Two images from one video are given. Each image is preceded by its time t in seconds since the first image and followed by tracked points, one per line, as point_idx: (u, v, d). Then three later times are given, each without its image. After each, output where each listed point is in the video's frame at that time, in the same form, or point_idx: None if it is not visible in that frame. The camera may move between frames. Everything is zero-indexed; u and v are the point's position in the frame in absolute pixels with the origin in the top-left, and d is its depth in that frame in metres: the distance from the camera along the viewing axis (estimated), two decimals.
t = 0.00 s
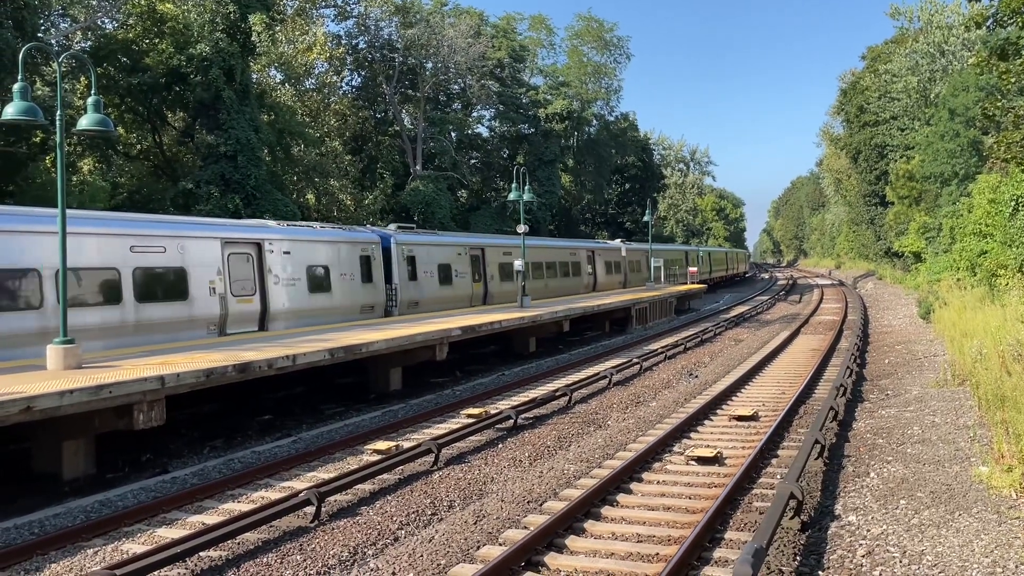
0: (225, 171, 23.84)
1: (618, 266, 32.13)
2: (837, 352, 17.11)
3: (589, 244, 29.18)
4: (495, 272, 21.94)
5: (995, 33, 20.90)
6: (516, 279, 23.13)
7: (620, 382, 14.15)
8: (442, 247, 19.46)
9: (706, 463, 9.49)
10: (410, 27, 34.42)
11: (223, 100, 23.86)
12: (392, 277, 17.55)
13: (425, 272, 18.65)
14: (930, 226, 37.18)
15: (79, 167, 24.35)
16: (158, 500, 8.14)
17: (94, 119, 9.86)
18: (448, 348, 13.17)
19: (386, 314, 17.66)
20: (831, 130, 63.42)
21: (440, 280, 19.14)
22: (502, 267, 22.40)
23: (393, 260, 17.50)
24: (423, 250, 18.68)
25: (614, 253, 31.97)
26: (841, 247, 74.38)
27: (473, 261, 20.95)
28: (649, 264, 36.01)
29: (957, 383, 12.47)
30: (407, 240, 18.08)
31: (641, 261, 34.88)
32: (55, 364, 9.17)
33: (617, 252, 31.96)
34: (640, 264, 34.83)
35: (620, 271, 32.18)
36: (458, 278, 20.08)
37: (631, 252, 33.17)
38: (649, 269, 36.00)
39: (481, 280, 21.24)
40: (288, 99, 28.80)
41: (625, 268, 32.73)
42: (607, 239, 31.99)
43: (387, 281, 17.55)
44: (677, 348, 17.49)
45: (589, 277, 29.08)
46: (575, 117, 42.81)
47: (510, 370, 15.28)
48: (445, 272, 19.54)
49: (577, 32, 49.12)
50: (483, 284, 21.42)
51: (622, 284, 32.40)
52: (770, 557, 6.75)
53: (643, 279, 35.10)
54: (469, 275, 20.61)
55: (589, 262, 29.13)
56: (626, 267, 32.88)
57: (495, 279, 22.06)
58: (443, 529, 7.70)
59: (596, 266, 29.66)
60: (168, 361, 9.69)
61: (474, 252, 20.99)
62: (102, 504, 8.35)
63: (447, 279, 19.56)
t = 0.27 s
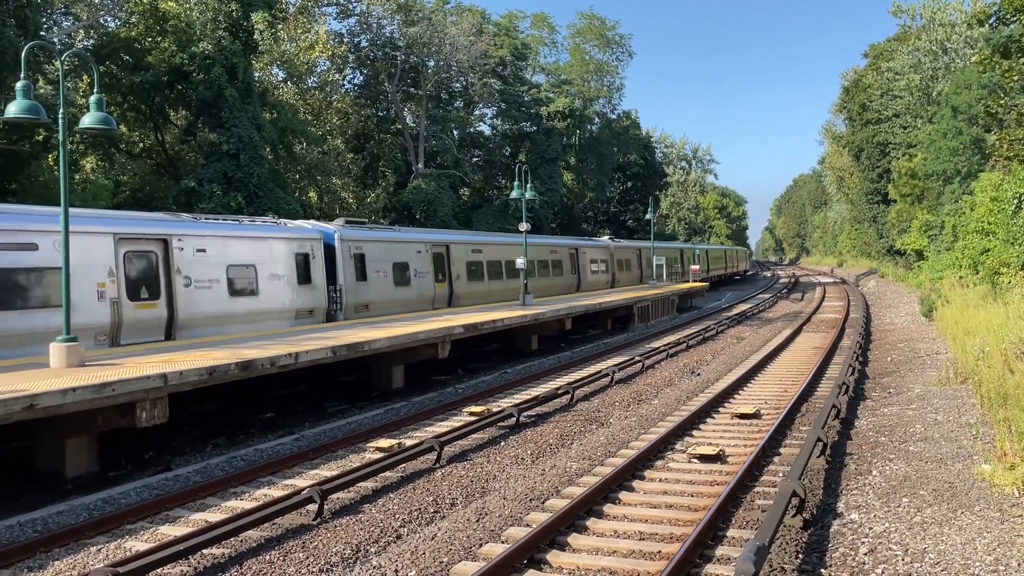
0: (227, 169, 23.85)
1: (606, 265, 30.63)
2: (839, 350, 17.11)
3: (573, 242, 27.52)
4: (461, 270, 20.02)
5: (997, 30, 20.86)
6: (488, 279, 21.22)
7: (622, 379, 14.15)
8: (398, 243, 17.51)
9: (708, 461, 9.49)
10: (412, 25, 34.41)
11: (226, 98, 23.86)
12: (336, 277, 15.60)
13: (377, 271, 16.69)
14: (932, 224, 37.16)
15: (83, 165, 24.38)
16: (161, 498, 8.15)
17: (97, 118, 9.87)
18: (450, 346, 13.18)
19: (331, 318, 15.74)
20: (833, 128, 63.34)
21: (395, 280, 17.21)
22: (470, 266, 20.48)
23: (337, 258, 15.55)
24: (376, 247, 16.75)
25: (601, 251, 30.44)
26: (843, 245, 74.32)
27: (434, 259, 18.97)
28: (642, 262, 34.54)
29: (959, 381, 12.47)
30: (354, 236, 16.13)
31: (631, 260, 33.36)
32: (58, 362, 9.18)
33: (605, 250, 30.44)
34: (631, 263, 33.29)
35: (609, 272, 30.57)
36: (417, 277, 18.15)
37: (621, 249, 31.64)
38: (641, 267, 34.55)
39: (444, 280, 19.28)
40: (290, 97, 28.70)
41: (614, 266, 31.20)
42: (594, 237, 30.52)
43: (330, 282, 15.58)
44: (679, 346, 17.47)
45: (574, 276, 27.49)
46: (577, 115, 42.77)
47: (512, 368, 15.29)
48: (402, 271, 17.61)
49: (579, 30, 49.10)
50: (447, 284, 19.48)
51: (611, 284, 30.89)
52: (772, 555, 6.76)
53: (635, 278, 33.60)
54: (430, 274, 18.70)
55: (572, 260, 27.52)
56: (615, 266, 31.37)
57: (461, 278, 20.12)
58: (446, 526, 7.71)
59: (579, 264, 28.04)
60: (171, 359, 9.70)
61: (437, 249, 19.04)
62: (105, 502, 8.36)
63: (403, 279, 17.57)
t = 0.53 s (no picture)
0: (229, 168, 23.84)
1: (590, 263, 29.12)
2: (840, 348, 17.11)
3: (552, 238, 25.81)
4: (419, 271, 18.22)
5: (999, 28, 20.84)
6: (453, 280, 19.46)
7: (624, 378, 14.15)
8: (343, 241, 15.74)
9: (710, 459, 9.49)
10: (413, 23, 34.40)
11: (227, 96, 23.85)
12: (265, 279, 13.83)
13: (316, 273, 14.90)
14: (934, 221, 37.16)
15: (84, 163, 24.39)
16: (163, 496, 8.16)
17: (98, 116, 9.87)
18: (451, 344, 13.18)
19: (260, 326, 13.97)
20: (834, 126, 63.27)
21: (339, 282, 15.39)
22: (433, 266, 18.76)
23: (265, 258, 13.81)
24: (316, 244, 15.00)
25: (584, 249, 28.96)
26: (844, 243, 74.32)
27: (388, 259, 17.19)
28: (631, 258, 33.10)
29: (961, 379, 12.47)
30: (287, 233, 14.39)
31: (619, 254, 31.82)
32: (60, 361, 9.19)
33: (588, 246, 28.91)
34: (620, 259, 31.79)
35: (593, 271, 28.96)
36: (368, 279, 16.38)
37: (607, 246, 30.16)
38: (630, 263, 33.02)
39: (397, 282, 17.41)
40: (291, 96, 28.54)
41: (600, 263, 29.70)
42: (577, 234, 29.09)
43: (260, 285, 13.81)
44: (681, 344, 17.46)
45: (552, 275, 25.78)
46: (578, 114, 42.71)
47: (513, 366, 15.29)
48: (349, 272, 15.85)
49: (579, 28, 49.07)
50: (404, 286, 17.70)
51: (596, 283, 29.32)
52: (774, 553, 6.77)
53: (624, 275, 32.10)
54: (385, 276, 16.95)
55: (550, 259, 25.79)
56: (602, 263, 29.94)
57: (422, 280, 18.33)
58: (448, 524, 7.72)
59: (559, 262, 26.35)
60: (172, 357, 9.70)
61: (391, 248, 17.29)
62: (107, 500, 8.37)
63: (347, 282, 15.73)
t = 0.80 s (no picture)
0: (229, 167, 23.84)
1: (572, 263, 27.53)
2: (841, 347, 17.10)
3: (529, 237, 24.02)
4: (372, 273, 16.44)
5: (999, 26, 20.85)
6: (411, 283, 17.68)
7: (624, 376, 14.14)
8: (275, 239, 14.04)
9: (711, 458, 9.49)
10: (413, 22, 34.40)
11: (227, 95, 23.86)
12: (173, 282, 12.18)
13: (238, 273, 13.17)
14: (935, 220, 37.15)
15: (84, 162, 24.43)
16: (163, 495, 8.15)
17: (98, 115, 9.87)
18: (452, 343, 13.18)
19: (169, 335, 12.34)
20: (835, 124, 63.23)
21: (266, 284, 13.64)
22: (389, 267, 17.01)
23: (174, 258, 12.14)
24: (239, 242, 13.31)
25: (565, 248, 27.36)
26: (844, 242, 74.36)
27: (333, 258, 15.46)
28: (621, 256, 31.84)
29: (962, 377, 12.47)
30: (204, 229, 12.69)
31: (607, 252, 30.46)
32: (60, 360, 9.19)
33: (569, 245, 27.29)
34: (607, 258, 30.43)
35: (575, 271, 27.34)
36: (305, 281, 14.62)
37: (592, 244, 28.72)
38: (619, 261, 31.67)
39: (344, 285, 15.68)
40: (291, 94, 28.67)
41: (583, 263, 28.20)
42: (560, 231, 27.62)
43: (166, 290, 12.24)
44: (681, 343, 17.45)
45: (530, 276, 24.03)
46: (580, 113, 42.62)
47: (514, 365, 15.28)
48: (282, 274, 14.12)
49: (580, 26, 49.07)
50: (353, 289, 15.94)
51: (579, 283, 27.75)
52: (775, 552, 6.76)
53: (612, 274, 30.68)
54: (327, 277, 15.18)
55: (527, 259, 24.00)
56: (587, 262, 28.52)
57: (374, 283, 16.56)
58: (448, 523, 7.71)
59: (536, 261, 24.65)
60: (173, 356, 9.70)
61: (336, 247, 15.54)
62: (107, 499, 8.37)
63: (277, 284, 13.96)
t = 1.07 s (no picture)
0: (229, 167, 23.85)
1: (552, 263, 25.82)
2: (841, 346, 17.10)
3: (503, 236, 22.23)
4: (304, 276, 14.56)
5: (999, 25, 20.87)
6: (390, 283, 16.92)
7: (624, 375, 14.15)
8: (185, 236, 12.26)
9: (711, 457, 9.50)
10: (413, 22, 34.42)
11: (228, 95, 23.89)
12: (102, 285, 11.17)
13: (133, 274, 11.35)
14: (935, 219, 37.18)
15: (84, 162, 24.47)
16: (164, 495, 8.16)
17: (99, 115, 9.87)
18: (453, 342, 13.20)
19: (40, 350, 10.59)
20: (836, 123, 63.23)
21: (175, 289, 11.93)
22: (326, 270, 15.15)
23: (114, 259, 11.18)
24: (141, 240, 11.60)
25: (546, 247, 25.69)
26: (844, 241, 74.38)
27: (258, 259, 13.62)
28: (610, 256, 30.57)
29: (962, 376, 12.47)
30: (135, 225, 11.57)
31: (593, 250, 29.09)
32: (61, 359, 9.19)
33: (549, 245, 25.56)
34: (594, 258, 29.04)
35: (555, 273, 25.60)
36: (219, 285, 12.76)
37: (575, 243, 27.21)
38: (607, 261, 30.27)
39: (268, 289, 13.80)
40: (292, 93, 28.74)
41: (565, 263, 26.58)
42: (541, 230, 26.02)
43: (44, 296, 10.52)
44: (681, 342, 17.47)
45: (502, 277, 22.25)
46: (580, 112, 42.60)
47: (514, 364, 15.30)
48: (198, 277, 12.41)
49: (580, 26, 49.11)
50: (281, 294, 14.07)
51: (560, 285, 26.08)
52: (775, 550, 6.76)
53: (598, 274, 29.21)
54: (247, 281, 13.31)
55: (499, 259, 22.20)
56: (570, 262, 27.01)
57: (310, 287, 14.75)
58: (449, 522, 7.73)
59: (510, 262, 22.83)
60: (173, 356, 9.70)
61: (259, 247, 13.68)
62: (108, 498, 8.38)
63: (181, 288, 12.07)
